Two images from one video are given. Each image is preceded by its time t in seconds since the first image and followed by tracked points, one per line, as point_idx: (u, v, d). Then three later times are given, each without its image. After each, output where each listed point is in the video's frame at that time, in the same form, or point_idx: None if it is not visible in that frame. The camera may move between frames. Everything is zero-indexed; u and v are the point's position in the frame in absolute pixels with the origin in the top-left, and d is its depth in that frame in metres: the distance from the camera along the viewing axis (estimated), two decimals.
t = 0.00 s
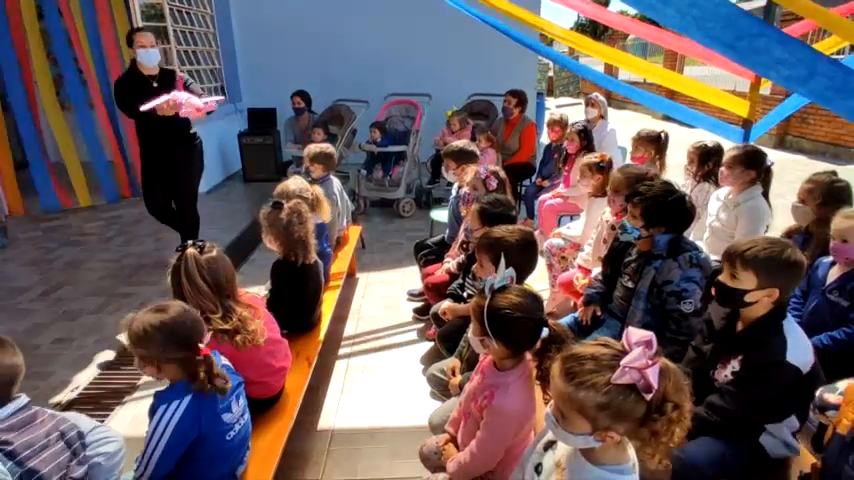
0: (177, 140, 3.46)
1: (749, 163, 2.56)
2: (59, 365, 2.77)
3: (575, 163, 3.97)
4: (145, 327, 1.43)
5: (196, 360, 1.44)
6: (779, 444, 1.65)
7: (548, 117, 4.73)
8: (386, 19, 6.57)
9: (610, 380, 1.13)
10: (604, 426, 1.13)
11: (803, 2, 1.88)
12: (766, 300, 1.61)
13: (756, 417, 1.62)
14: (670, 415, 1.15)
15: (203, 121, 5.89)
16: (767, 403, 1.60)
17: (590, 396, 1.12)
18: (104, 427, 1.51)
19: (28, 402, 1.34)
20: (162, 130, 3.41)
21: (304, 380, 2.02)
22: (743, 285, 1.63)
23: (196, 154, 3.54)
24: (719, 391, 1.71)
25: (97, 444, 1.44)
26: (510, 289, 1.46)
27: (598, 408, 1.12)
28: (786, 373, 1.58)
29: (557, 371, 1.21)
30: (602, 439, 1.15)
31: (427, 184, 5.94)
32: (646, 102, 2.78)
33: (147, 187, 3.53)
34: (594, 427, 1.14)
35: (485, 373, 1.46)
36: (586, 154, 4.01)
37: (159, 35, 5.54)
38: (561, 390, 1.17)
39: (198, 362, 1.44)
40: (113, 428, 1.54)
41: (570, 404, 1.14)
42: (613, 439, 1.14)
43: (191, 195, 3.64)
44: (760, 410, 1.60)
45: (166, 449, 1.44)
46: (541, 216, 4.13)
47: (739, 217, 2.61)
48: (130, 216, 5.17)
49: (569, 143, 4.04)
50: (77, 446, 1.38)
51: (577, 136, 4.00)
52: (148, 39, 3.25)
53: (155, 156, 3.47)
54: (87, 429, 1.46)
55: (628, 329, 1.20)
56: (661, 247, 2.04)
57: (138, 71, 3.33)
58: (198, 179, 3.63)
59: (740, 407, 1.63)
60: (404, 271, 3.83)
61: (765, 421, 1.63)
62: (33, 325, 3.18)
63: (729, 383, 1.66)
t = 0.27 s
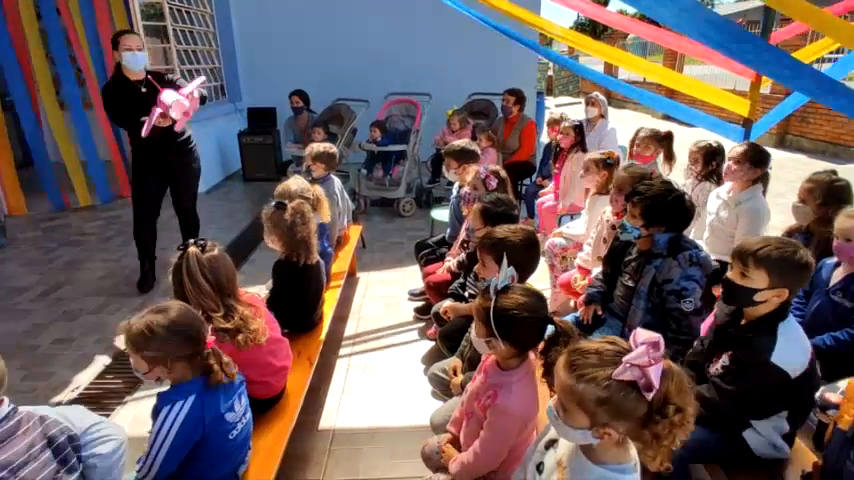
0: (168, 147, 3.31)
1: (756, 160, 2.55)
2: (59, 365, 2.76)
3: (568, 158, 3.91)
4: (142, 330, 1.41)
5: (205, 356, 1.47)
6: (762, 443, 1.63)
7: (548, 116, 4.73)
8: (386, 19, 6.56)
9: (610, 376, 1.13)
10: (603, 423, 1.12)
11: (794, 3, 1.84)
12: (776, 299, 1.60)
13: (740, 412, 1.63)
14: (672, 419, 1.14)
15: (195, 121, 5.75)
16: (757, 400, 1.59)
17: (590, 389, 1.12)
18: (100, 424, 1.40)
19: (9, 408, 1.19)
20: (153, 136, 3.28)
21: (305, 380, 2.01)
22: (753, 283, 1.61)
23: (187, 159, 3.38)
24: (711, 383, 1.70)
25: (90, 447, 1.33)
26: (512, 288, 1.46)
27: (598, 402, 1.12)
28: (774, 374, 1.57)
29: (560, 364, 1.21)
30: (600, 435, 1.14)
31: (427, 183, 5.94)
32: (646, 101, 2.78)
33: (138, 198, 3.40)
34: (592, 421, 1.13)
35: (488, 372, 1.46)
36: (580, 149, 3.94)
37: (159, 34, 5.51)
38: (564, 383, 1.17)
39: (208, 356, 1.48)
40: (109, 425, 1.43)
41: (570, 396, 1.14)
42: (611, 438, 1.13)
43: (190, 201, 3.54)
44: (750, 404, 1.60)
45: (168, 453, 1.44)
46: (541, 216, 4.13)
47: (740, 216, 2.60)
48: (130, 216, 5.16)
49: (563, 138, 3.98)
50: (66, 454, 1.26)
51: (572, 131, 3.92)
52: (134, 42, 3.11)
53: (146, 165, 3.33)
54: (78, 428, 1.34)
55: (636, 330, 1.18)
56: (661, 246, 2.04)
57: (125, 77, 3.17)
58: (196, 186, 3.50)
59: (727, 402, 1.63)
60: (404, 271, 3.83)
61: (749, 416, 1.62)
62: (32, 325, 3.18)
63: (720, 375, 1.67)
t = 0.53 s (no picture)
0: (154, 150, 3.15)
1: (761, 156, 2.53)
2: (63, 364, 2.76)
3: (569, 157, 3.87)
4: (152, 327, 1.42)
5: (212, 354, 1.48)
6: (765, 443, 1.61)
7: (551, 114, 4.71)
8: (388, 17, 6.55)
9: (633, 374, 1.12)
10: (620, 421, 1.12)
11: None
12: (788, 299, 1.59)
13: (742, 410, 1.61)
14: (690, 419, 1.16)
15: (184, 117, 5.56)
16: (759, 397, 1.58)
17: (611, 387, 1.11)
18: (91, 420, 1.31)
19: None
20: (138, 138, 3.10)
21: (310, 379, 2.01)
22: (765, 283, 1.60)
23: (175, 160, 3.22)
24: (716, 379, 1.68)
25: (82, 447, 1.25)
26: (517, 286, 1.47)
27: (617, 400, 1.11)
28: (772, 372, 1.55)
29: (576, 362, 1.18)
30: (613, 436, 1.14)
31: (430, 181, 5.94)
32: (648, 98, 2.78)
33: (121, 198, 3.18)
34: (608, 420, 1.13)
35: (494, 372, 1.46)
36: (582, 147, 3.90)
37: (161, 33, 5.48)
38: (581, 380, 1.15)
39: (214, 354, 1.48)
40: (100, 419, 1.34)
41: (589, 394, 1.13)
42: (626, 437, 1.13)
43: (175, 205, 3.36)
44: (754, 403, 1.59)
45: (174, 453, 1.45)
46: (544, 214, 4.12)
47: (744, 214, 2.59)
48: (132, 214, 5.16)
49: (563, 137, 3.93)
50: (56, 459, 1.18)
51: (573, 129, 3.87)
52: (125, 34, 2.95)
53: (131, 165, 3.13)
54: (67, 428, 1.25)
55: (652, 330, 1.18)
56: (664, 243, 2.03)
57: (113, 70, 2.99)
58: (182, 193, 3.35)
59: (729, 398, 1.62)
60: (407, 269, 3.83)
61: (749, 414, 1.60)
62: (36, 324, 3.18)
63: (723, 371, 1.66)
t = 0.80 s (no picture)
0: (158, 154, 3.17)
1: (788, 158, 2.47)
2: (88, 360, 2.82)
3: (593, 159, 3.83)
4: (180, 324, 1.43)
5: (235, 356, 1.49)
6: (809, 456, 1.57)
7: (571, 115, 4.66)
8: (408, 18, 6.56)
9: (661, 384, 1.10)
10: (646, 431, 1.10)
11: None
12: (823, 306, 1.57)
13: (783, 423, 1.56)
14: (717, 430, 1.14)
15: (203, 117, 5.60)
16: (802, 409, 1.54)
17: (639, 397, 1.10)
18: (93, 412, 1.32)
19: None
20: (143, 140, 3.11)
21: (329, 379, 2.02)
22: (801, 291, 1.56)
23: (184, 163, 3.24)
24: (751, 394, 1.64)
25: (89, 439, 1.27)
26: (542, 290, 1.46)
27: (646, 410, 1.09)
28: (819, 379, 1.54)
29: (603, 370, 1.16)
30: (638, 445, 1.13)
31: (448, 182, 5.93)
32: (670, 99, 2.73)
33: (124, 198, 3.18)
34: (634, 429, 1.11)
35: (516, 377, 1.44)
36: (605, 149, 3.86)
37: (185, 35, 5.53)
38: (605, 389, 1.14)
39: (238, 354, 1.50)
40: (100, 410, 1.35)
41: (614, 403, 1.11)
42: (651, 446, 1.12)
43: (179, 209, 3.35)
44: (796, 415, 1.55)
45: (197, 452, 1.46)
46: (564, 217, 4.08)
47: (770, 218, 2.53)
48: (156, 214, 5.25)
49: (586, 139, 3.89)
50: (65, 454, 1.20)
51: (596, 132, 3.84)
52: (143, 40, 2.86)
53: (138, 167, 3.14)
54: (70, 424, 1.26)
55: (679, 340, 1.16)
56: (687, 247, 1.99)
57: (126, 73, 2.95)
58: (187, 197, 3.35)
59: (769, 413, 1.57)
60: (426, 270, 3.82)
61: (793, 428, 1.56)
62: (63, 320, 3.25)
63: (762, 386, 1.60)
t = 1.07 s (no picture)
0: (181, 156, 3.24)
1: (829, 168, 2.37)
2: (120, 359, 2.89)
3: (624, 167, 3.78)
4: (218, 322, 1.47)
5: (267, 355, 1.52)
6: None
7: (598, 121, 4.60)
8: (434, 24, 6.59)
9: (699, 398, 1.08)
10: (682, 445, 1.08)
11: None
12: None
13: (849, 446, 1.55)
14: (755, 446, 1.10)
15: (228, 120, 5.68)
16: None
17: (676, 411, 1.07)
18: (105, 401, 1.35)
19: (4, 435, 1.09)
20: (171, 145, 3.18)
21: (355, 383, 2.03)
22: None
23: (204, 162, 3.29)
24: (809, 420, 1.64)
25: (104, 429, 1.31)
26: (575, 298, 1.45)
27: (683, 424, 1.07)
28: None
29: (636, 382, 1.13)
30: (673, 460, 1.11)
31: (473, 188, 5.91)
32: (702, 104, 2.66)
33: (155, 203, 3.26)
34: (669, 442, 1.09)
35: (543, 387, 1.43)
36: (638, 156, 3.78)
37: (217, 42, 5.66)
38: (640, 401, 1.12)
39: (269, 355, 1.52)
40: (111, 398, 1.38)
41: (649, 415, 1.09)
42: (687, 461, 1.09)
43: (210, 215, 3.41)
44: None
45: (224, 452, 1.48)
46: (590, 224, 4.03)
47: (806, 228, 2.46)
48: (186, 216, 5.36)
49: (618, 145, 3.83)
50: (83, 448, 1.23)
51: (627, 137, 3.77)
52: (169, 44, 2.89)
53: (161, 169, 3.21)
54: (83, 418, 1.29)
55: (715, 353, 1.13)
56: (719, 258, 1.94)
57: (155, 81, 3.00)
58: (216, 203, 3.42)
59: (832, 436, 1.56)
60: (450, 276, 3.81)
61: None
62: (96, 319, 3.34)
63: (822, 409, 1.60)
